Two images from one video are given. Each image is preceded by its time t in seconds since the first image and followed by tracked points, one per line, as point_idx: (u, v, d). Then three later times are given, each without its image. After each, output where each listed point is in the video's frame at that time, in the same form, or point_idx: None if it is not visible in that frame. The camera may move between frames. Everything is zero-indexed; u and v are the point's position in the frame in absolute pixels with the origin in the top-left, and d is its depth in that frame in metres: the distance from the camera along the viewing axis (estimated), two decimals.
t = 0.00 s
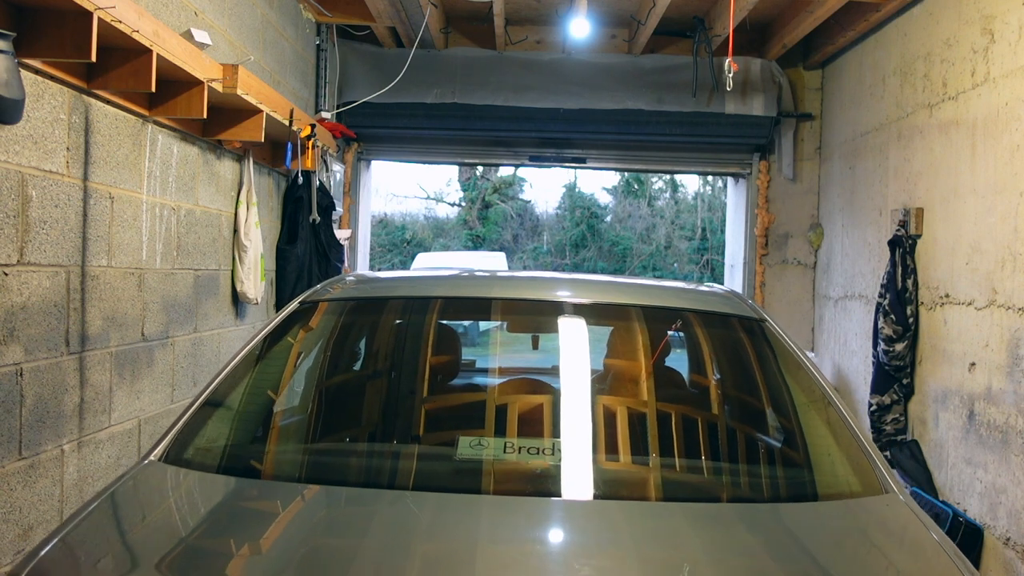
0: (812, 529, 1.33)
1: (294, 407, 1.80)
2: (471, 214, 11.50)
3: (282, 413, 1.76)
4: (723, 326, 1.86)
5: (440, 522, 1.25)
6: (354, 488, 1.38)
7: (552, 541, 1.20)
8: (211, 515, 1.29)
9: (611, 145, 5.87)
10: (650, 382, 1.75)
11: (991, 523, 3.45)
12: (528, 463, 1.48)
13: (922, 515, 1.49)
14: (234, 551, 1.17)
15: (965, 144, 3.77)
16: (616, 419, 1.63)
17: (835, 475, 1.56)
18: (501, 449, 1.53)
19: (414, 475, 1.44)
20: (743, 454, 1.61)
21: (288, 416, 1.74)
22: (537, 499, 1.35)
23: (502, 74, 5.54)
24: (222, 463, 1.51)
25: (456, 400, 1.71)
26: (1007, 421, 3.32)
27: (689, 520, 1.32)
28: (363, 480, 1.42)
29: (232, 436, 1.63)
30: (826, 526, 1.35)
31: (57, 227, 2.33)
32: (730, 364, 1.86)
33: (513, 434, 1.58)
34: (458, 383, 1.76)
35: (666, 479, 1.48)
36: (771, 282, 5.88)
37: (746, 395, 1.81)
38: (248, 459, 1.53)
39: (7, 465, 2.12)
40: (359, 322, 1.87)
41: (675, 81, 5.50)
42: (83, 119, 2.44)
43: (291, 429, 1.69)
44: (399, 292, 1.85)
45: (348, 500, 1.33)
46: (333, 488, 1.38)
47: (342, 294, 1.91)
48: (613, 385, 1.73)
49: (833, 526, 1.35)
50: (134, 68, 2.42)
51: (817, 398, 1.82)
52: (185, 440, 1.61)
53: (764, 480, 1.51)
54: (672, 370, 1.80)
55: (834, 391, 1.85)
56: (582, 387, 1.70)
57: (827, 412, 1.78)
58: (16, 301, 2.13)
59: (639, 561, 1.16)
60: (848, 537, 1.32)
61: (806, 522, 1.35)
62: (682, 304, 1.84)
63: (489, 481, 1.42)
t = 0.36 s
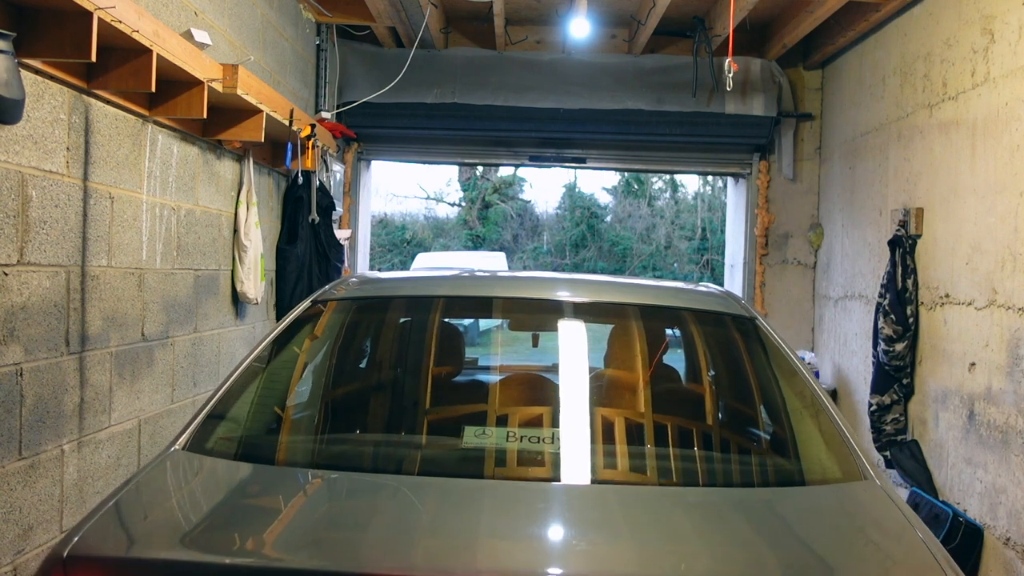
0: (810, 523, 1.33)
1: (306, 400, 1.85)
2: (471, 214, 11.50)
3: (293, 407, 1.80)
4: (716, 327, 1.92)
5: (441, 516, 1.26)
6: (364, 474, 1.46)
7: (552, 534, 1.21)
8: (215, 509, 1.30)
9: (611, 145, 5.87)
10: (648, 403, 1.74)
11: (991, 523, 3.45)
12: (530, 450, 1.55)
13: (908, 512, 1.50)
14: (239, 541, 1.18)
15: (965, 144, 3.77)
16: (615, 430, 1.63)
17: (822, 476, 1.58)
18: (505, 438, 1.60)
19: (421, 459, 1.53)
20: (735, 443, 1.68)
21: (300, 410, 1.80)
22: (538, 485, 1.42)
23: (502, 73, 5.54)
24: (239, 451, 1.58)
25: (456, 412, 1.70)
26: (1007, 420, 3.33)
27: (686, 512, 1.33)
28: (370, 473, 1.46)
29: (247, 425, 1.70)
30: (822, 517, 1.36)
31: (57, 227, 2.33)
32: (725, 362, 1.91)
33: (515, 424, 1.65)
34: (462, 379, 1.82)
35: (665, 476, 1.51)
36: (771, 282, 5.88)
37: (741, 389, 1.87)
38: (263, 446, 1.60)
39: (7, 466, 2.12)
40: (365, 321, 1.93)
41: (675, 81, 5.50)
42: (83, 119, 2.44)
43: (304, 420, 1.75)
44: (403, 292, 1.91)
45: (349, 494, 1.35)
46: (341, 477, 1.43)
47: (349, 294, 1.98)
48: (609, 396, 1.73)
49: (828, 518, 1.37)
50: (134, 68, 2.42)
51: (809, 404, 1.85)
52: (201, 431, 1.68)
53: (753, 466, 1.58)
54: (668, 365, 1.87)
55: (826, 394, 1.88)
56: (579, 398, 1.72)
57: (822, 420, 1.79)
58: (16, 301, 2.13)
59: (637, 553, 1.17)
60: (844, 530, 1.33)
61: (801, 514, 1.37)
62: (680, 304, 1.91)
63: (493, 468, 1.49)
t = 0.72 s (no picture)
0: (810, 520, 1.33)
1: (317, 397, 1.85)
2: (471, 214, 11.51)
3: (305, 401, 1.82)
4: (712, 326, 1.93)
5: (442, 511, 1.27)
6: (376, 461, 1.50)
7: (549, 518, 1.26)
8: (217, 506, 1.30)
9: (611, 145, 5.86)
10: (645, 409, 1.77)
11: (991, 523, 3.45)
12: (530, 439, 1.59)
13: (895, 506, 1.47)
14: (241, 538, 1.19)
15: (965, 143, 3.77)
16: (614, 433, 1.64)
17: (819, 471, 1.57)
18: (508, 427, 1.65)
19: (426, 453, 1.55)
20: (727, 435, 1.71)
21: (310, 404, 1.82)
22: (538, 470, 1.47)
23: (502, 74, 5.54)
24: (254, 441, 1.62)
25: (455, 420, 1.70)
26: (1007, 420, 3.32)
27: (686, 507, 1.34)
28: (370, 468, 1.46)
29: (262, 418, 1.73)
30: (822, 513, 1.37)
31: (57, 227, 2.32)
32: (720, 361, 1.93)
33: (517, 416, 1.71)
34: (466, 376, 1.86)
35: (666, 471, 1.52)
36: (771, 282, 5.87)
37: (734, 386, 1.88)
38: (276, 437, 1.64)
39: (7, 465, 2.12)
40: (371, 319, 1.95)
41: (675, 81, 5.50)
42: (83, 119, 2.44)
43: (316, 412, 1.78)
44: (406, 291, 1.92)
45: (350, 489, 1.36)
46: (344, 471, 1.44)
47: (354, 292, 1.99)
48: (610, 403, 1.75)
49: (827, 513, 1.37)
50: (134, 68, 2.42)
51: (800, 403, 1.82)
52: (220, 420, 1.72)
53: (746, 459, 1.60)
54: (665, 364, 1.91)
55: (814, 391, 1.87)
56: (578, 401, 1.73)
57: (818, 431, 1.74)
58: (16, 301, 2.13)
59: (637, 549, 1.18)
60: (843, 524, 1.34)
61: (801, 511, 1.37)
62: (677, 303, 1.92)
63: (496, 453, 1.54)
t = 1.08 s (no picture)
0: (809, 514, 1.34)
1: (326, 390, 1.87)
2: (471, 214, 11.52)
3: (314, 396, 1.84)
4: (706, 325, 1.94)
5: (443, 505, 1.28)
6: (379, 456, 1.51)
7: (549, 510, 1.28)
8: (220, 502, 1.31)
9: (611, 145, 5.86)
10: (644, 414, 1.74)
11: (991, 523, 3.45)
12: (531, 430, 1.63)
13: (882, 502, 1.45)
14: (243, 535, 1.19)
15: (965, 143, 3.77)
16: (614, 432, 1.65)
17: (818, 467, 1.56)
18: (510, 418, 1.68)
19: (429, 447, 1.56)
20: (721, 433, 1.71)
21: (319, 400, 1.83)
22: (538, 461, 1.50)
23: (502, 74, 5.54)
24: (264, 438, 1.63)
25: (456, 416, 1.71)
26: (1007, 420, 3.32)
27: (684, 501, 1.35)
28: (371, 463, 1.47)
29: (272, 412, 1.75)
30: (820, 507, 1.37)
31: (57, 227, 2.32)
32: (715, 359, 1.93)
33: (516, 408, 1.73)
34: (468, 373, 1.85)
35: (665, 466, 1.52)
36: (771, 282, 5.87)
37: (729, 386, 1.87)
38: (285, 433, 1.65)
39: (7, 466, 2.12)
40: (375, 318, 1.97)
41: (675, 81, 5.50)
42: (83, 119, 2.44)
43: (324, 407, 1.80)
44: (408, 290, 1.94)
45: (352, 486, 1.36)
46: (345, 467, 1.45)
47: (359, 292, 2.01)
48: (610, 412, 1.74)
49: (825, 507, 1.38)
50: (133, 68, 2.42)
51: (792, 403, 1.82)
52: (235, 414, 1.75)
53: (738, 455, 1.60)
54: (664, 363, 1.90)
55: (802, 390, 1.86)
56: (577, 404, 1.72)
57: (811, 437, 1.71)
58: (16, 301, 2.13)
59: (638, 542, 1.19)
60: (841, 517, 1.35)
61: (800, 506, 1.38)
62: (672, 302, 1.93)
63: (497, 443, 1.57)
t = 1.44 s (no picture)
0: (806, 505, 1.35)
1: (333, 387, 1.88)
2: (471, 214, 11.53)
3: (320, 392, 1.85)
4: (704, 323, 1.95)
5: (445, 498, 1.29)
6: (381, 453, 1.51)
7: (549, 502, 1.29)
8: (223, 497, 1.31)
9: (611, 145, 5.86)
10: (644, 415, 1.74)
11: (991, 523, 3.45)
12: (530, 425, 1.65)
13: (870, 496, 1.44)
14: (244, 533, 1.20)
15: (965, 143, 3.76)
16: (615, 431, 1.66)
17: (816, 463, 1.56)
18: (511, 413, 1.70)
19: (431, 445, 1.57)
20: (717, 429, 1.71)
21: (326, 396, 1.84)
22: (538, 454, 1.51)
23: (502, 74, 5.54)
24: (271, 433, 1.65)
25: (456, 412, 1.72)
26: (1007, 420, 3.32)
27: (683, 494, 1.35)
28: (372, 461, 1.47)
29: (280, 407, 1.77)
30: (819, 500, 1.37)
31: (57, 227, 2.33)
32: (711, 357, 1.93)
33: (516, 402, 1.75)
34: (470, 371, 1.86)
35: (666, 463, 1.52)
36: (771, 282, 5.87)
37: (725, 384, 1.87)
38: (294, 428, 1.67)
39: (7, 466, 2.12)
40: (380, 317, 1.97)
41: (675, 81, 5.50)
42: (83, 119, 2.44)
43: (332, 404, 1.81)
44: (410, 289, 1.94)
45: (353, 482, 1.36)
46: (347, 464, 1.45)
47: (362, 291, 2.01)
48: (610, 413, 1.73)
49: (824, 500, 1.38)
50: (133, 68, 2.42)
51: (786, 402, 1.82)
52: (247, 408, 1.77)
53: (734, 451, 1.60)
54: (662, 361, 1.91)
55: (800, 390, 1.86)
56: (577, 402, 1.74)
57: (804, 435, 1.71)
58: (16, 301, 2.13)
59: (638, 534, 1.20)
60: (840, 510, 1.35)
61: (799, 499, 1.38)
62: (671, 301, 1.94)
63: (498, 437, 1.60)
